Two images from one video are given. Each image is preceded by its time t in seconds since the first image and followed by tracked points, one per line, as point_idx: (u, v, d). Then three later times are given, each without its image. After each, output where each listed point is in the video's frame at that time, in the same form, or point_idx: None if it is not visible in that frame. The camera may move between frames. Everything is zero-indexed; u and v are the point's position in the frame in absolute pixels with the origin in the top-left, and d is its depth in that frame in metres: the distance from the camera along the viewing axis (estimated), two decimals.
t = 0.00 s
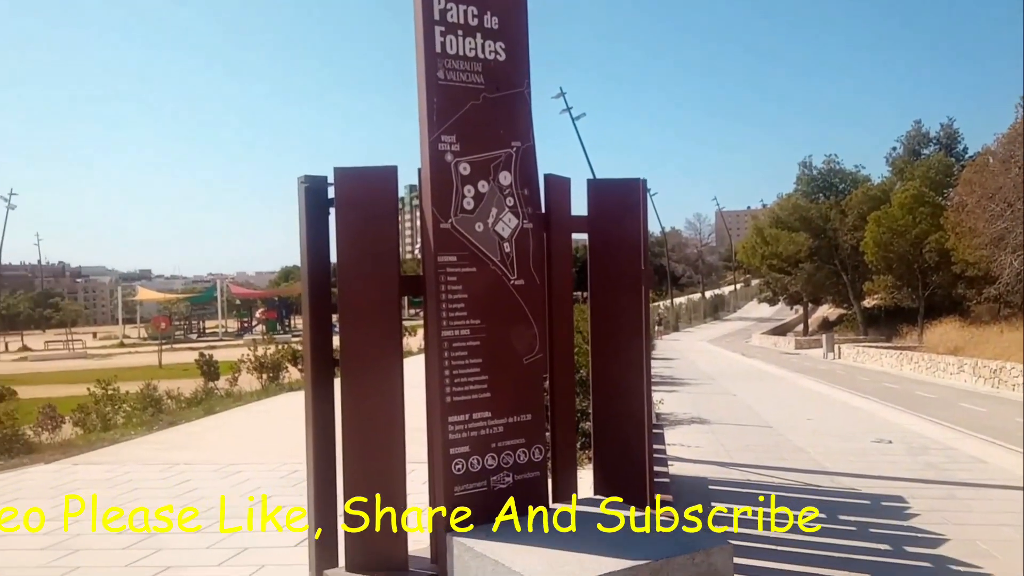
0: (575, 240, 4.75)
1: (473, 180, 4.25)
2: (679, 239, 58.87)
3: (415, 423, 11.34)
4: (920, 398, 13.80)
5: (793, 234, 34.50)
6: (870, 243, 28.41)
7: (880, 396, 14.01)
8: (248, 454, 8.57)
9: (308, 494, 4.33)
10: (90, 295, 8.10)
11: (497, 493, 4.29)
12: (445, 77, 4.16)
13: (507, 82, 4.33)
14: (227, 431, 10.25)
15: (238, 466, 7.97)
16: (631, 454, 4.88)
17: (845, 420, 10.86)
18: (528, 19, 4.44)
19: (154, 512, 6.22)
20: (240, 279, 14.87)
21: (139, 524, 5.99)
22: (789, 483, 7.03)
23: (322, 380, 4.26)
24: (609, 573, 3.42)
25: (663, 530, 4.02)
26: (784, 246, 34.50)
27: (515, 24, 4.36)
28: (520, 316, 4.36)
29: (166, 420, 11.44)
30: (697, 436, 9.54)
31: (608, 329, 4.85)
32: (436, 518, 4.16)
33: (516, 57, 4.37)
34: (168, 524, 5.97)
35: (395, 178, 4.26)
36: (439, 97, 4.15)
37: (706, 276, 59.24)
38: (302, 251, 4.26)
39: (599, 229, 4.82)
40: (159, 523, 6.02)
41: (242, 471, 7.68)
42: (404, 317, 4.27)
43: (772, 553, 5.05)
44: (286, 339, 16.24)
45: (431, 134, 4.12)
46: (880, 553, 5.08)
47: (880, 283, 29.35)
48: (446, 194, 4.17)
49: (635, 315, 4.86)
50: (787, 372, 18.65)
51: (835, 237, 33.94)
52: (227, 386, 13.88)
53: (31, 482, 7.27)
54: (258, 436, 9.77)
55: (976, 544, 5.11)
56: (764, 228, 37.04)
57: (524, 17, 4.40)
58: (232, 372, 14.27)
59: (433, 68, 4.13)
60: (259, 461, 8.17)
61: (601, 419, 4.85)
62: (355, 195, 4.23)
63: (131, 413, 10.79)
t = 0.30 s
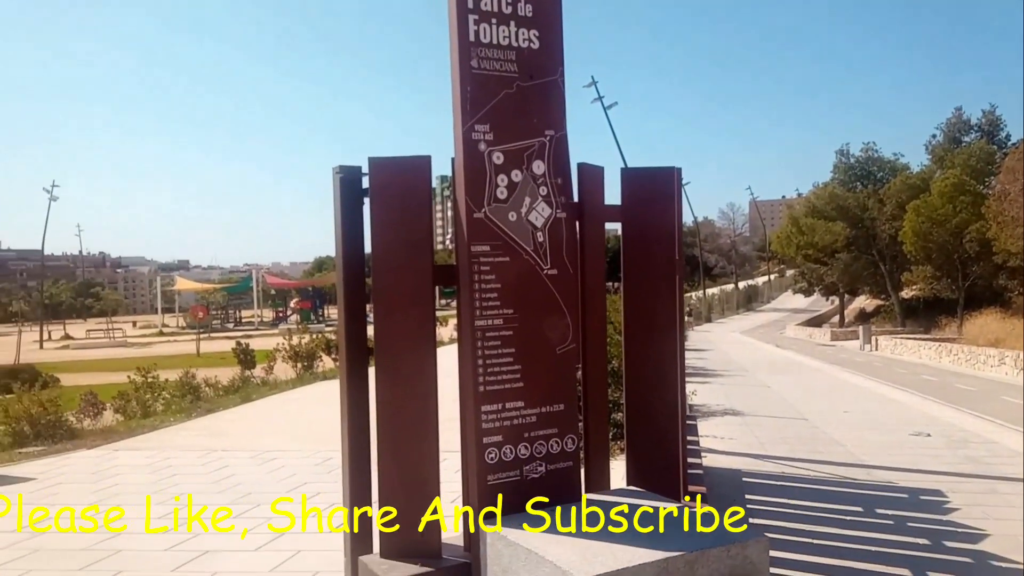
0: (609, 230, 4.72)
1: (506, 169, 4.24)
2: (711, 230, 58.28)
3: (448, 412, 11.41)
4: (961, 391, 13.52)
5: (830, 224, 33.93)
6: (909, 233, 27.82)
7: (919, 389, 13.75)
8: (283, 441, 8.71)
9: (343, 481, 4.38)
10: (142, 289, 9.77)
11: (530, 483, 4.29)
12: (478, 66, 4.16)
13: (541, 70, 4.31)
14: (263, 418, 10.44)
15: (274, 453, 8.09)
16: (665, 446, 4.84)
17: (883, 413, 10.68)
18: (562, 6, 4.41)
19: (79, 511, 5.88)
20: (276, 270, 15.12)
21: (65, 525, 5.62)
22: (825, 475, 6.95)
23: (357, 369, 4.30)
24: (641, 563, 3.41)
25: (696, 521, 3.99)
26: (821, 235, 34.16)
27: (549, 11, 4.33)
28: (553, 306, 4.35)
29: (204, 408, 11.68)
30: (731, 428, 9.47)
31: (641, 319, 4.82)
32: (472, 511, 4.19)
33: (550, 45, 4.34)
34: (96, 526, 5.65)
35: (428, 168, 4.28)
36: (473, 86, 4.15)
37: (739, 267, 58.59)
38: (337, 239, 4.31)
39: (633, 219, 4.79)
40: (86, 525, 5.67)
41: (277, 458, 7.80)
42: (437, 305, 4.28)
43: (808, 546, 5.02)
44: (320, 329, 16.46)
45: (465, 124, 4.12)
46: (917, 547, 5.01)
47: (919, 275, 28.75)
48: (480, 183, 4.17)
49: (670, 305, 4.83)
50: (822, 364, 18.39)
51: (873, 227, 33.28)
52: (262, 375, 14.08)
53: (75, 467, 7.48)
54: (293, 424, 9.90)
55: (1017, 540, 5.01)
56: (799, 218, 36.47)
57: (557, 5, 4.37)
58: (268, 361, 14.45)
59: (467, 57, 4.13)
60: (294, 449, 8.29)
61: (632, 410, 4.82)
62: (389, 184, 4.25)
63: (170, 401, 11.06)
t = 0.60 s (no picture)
0: (639, 225, 4.69)
1: (536, 163, 4.22)
2: (742, 224, 57.67)
3: (476, 407, 11.44)
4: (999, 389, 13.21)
5: (862, 219, 33.39)
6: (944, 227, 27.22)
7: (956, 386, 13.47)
8: (313, 433, 8.81)
9: (373, 473, 4.41)
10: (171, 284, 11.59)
11: (559, 478, 4.27)
12: (509, 60, 4.15)
13: (572, 63, 4.29)
14: (293, 410, 10.56)
15: (303, 445, 8.18)
16: (695, 442, 4.81)
17: (917, 411, 10.49)
18: None
19: (4, 512, 5.66)
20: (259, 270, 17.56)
21: None
22: (857, 474, 6.86)
23: (387, 363, 4.34)
24: (672, 560, 3.39)
25: (728, 519, 3.96)
26: (855, 231, 33.77)
27: (580, 4, 4.31)
28: (583, 301, 4.33)
29: (235, 399, 11.55)
30: (761, 425, 9.37)
31: (672, 315, 4.79)
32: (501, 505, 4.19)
33: (581, 39, 4.32)
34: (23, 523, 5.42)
35: (458, 161, 4.28)
36: (504, 80, 4.14)
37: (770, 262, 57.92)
38: (368, 233, 4.34)
39: (664, 214, 4.75)
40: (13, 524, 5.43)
41: (306, 450, 7.87)
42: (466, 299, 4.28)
43: (839, 546, 4.96)
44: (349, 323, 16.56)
45: (496, 118, 4.12)
46: (952, 548, 4.92)
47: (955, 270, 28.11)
48: (510, 177, 4.16)
49: (700, 300, 4.79)
50: (855, 361, 18.11)
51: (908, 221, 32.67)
52: (292, 368, 14.21)
53: (110, 457, 7.63)
54: (323, 416, 10.00)
55: None
56: (832, 213, 35.93)
57: None
58: (297, 355, 14.59)
59: (498, 51, 4.12)
60: (323, 441, 8.37)
61: (662, 406, 4.78)
62: (420, 177, 4.27)
63: (202, 393, 11.16)
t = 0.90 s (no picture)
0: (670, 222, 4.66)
1: (567, 160, 4.21)
2: (772, 222, 57.05)
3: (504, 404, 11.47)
4: None
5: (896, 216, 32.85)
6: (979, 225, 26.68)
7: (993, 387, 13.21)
8: (343, 428, 8.90)
9: (404, 469, 4.44)
10: (203, 279, 12.87)
11: (589, 476, 4.26)
12: (540, 57, 4.14)
13: (603, 60, 4.27)
14: (322, 405, 10.68)
15: (333, 440, 8.27)
16: (726, 441, 4.77)
17: (952, 412, 10.30)
18: None
19: None
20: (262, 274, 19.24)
21: None
22: (890, 475, 6.76)
23: (417, 360, 4.36)
24: (703, 560, 3.37)
25: (761, 519, 3.92)
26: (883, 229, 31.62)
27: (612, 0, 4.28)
28: (613, 299, 4.31)
29: (267, 395, 11.62)
30: (792, 425, 9.27)
31: (703, 313, 4.75)
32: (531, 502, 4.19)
33: (613, 35, 4.29)
34: None
35: (489, 159, 4.28)
36: (535, 77, 4.13)
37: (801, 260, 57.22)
38: (399, 230, 4.36)
39: (695, 211, 4.72)
40: None
41: (335, 446, 7.95)
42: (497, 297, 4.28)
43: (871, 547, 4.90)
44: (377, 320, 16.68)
45: (527, 115, 4.12)
46: (988, 550, 4.82)
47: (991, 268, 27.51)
48: (541, 174, 4.16)
49: (732, 298, 4.75)
50: (889, 361, 17.83)
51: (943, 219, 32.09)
52: (322, 364, 14.36)
53: (144, 451, 7.76)
54: (353, 411, 10.10)
55: None
56: (864, 210, 35.41)
57: None
58: (327, 351, 14.73)
59: (529, 48, 4.12)
60: (353, 436, 8.45)
61: (692, 405, 4.75)
62: (450, 175, 4.28)
63: (234, 388, 11.29)
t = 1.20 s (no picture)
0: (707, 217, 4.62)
1: (604, 155, 4.19)
2: (810, 217, 56.17)
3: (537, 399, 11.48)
4: None
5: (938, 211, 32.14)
6: None
7: None
8: (378, 421, 8.98)
9: (440, 462, 4.47)
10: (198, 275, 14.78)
11: (625, 471, 4.25)
12: (577, 51, 4.13)
13: (641, 54, 4.24)
14: (357, 398, 10.78)
15: (368, 432, 8.35)
16: (764, 438, 4.73)
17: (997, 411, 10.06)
18: None
19: None
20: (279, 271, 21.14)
21: None
22: (933, 475, 6.62)
23: (453, 354, 4.39)
24: (743, 557, 3.35)
25: (799, 517, 3.88)
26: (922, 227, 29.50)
27: None
28: (650, 294, 4.29)
29: (303, 387, 11.64)
30: (831, 423, 9.14)
31: (740, 309, 4.70)
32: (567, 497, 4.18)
33: (651, 29, 4.26)
34: None
35: (525, 153, 4.29)
36: (572, 71, 4.12)
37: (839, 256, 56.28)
38: (435, 224, 4.39)
39: (733, 206, 4.67)
40: None
41: (371, 438, 8.02)
42: (532, 291, 4.29)
43: (913, 548, 4.82)
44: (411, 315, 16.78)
45: (563, 110, 4.10)
46: None
47: None
48: (578, 169, 4.14)
49: (770, 293, 4.70)
50: (931, 358, 17.45)
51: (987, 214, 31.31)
52: (357, 358, 14.50)
53: (185, 442, 7.92)
54: (388, 404, 10.18)
55: None
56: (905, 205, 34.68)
57: None
58: (362, 345, 14.89)
59: (566, 42, 4.11)
60: (389, 429, 8.52)
61: (730, 401, 4.71)
62: (486, 170, 4.29)
63: (271, 380, 11.46)
